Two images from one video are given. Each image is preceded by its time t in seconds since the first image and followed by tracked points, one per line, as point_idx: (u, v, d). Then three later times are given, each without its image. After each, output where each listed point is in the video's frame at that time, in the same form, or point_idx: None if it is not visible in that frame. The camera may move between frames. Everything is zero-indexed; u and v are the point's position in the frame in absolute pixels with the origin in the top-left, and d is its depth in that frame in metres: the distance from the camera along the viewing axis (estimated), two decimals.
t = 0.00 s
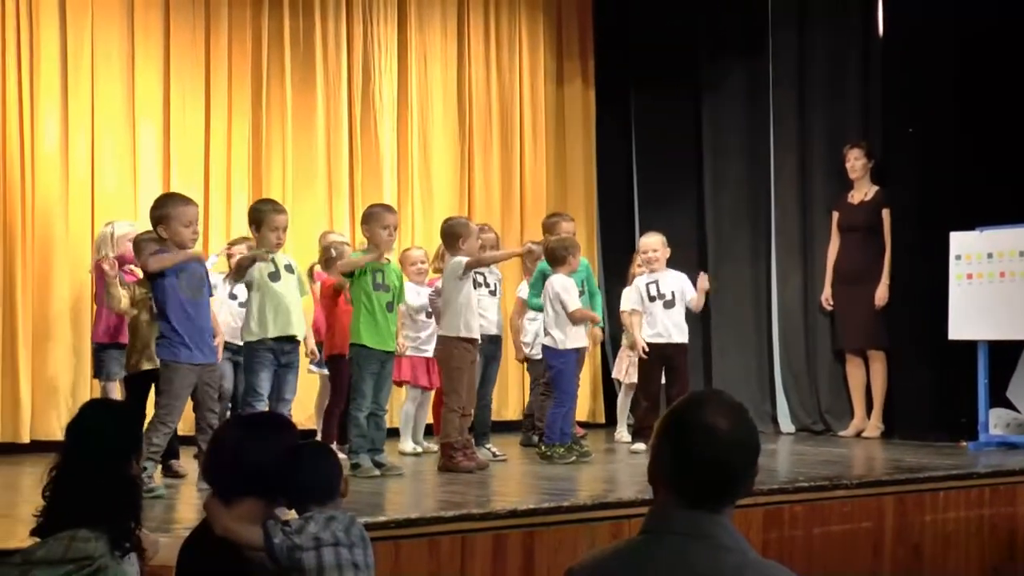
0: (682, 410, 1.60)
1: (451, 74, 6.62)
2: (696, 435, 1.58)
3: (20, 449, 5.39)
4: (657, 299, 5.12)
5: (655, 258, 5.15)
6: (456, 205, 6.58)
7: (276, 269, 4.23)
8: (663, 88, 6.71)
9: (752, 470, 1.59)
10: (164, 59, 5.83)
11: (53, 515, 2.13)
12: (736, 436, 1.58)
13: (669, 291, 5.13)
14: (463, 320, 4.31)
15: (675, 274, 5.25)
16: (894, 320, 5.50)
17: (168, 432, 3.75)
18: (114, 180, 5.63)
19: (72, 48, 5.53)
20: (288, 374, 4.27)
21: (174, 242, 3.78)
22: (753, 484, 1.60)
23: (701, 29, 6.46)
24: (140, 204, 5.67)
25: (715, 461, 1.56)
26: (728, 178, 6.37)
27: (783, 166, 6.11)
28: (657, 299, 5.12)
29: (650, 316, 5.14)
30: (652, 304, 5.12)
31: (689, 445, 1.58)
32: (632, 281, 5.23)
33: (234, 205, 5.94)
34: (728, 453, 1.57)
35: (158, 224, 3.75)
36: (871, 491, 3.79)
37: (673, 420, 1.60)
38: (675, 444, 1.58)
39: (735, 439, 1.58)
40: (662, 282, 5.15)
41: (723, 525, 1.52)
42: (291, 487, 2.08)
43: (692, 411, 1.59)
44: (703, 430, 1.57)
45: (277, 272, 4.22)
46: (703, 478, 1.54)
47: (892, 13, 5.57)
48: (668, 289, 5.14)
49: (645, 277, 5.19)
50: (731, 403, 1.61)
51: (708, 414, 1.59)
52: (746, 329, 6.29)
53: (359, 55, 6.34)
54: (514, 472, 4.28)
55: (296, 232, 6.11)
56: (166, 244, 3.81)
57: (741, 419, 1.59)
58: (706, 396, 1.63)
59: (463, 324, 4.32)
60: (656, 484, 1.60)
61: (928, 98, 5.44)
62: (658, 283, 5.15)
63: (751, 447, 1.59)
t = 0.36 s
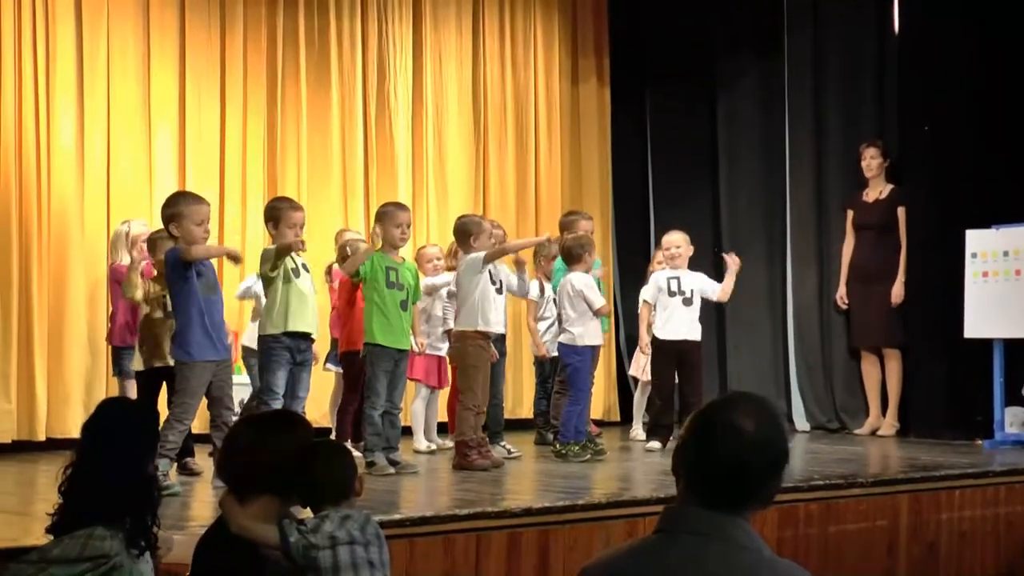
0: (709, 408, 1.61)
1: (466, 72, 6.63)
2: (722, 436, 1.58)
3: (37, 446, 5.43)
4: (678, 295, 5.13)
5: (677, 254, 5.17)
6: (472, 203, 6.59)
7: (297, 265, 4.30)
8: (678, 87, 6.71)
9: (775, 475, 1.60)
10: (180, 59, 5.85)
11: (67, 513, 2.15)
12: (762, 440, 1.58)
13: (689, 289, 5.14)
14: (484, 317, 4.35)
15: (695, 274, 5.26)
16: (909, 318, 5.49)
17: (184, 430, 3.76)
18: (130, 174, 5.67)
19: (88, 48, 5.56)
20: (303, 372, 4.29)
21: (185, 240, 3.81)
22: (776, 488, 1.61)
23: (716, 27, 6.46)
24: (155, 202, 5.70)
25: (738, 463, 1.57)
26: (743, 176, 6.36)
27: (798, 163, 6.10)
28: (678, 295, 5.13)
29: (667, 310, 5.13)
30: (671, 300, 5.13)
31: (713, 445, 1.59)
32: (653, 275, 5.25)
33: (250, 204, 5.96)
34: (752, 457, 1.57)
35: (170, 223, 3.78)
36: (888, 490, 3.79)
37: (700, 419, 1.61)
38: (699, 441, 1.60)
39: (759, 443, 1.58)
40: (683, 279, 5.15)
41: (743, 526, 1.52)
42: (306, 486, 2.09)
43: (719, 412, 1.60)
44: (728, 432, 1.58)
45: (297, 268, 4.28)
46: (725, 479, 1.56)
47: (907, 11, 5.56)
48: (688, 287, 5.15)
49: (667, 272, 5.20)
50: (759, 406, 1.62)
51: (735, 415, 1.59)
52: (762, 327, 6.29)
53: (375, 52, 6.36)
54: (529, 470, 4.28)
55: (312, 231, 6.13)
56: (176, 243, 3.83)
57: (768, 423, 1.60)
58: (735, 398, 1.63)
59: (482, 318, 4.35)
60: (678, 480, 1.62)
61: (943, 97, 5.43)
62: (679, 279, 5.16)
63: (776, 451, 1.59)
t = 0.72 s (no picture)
0: (697, 401, 1.61)
1: (464, 65, 6.63)
2: (708, 426, 1.58)
3: (34, 442, 5.43)
4: (678, 289, 5.12)
5: (673, 250, 5.19)
6: (470, 197, 6.60)
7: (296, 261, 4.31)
8: (676, 82, 6.71)
9: (763, 467, 1.60)
10: (177, 54, 5.85)
11: (63, 508, 2.15)
12: (748, 432, 1.58)
13: (688, 283, 5.12)
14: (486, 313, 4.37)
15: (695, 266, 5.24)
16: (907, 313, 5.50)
17: (181, 425, 3.75)
18: (127, 172, 5.66)
19: (85, 43, 5.56)
20: (301, 367, 4.30)
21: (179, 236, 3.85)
22: (764, 481, 1.61)
23: (714, 23, 6.46)
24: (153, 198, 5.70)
25: (724, 454, 1.57)
26: (740, 171, 6.37)
27: (796, 158, 6.11)
28: (677, 290, 5.12)
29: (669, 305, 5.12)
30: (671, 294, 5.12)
31: (701, 436, 1.59)
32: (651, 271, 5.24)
33: (247, 199, 5.96)
34: (740, 448, 1.57)
35: (162, 218, 3.82)
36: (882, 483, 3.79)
37: (688, 410, 1.61)
38: (687, 433, 1.60)
39: (747, 435, 1.58)
40: (683, 272, 5.14)
41: (732, 517, 1.52)
42: (306, 480, 2.10)
43: (706, 403, 1.60)
44: (715, 423, 1.58)
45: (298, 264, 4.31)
46: (712, 471, 1.56)
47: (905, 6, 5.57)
48: (688, 280, 5.13)
49: (664, 267, 5.20)
50: (747, 398, 1.62)
51: (722, 406, 1.59)
52: (760, 322, 6.29)
53: (372, 46, 6.35)
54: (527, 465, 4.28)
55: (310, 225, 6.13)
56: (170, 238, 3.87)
57: (756, 415, 1.60)
58: (723, 390, 1.63)
59: (483, 314, 4.37)
60: (667, 472, 1.62)
61: (941, 91, 5.43)
62: (678, 274, 5.14)
63: (763, 443, 1.60)
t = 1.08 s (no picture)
0: (691, 398, 1.61)
1: (454, 60, 6.61)
2: (704, 423, 1.58)
3: (24, 436, 5.41)
4: (655, 286, 5.15)
5: (657, 250, 5.16)
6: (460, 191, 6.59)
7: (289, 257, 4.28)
8: (666, 76, 6.70)
9: (758, 462, 1.59)
10: (167, 50, 5.82)
11: (57, 503, 2.15)
12: (743, 427, 1.58)
13: (666, 280, 5.16)
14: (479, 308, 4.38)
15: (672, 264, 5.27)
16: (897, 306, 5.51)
17: (172, 421, 3.73)
18: (118, 167, 5.64)
19: (74, 37, 5.53)
20: (292, 363, 4.35)
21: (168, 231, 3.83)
22: (759, 476, 1.60)
23: (704, 17, 6.46)
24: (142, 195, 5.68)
25: (721, 450, 1.56)
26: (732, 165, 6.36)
27: (786, 152, 6.12)
28: (655, 286, 5.15)
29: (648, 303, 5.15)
30: (648, 291, 5.14)
31: (696, 432, 1.58)
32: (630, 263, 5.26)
33: (237, 194, 5.93)
34: (735, 444, 1.57)
35: (151, 214, 3.80)
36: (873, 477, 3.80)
37: (681, 408, 1.61)
38: (682, 430, 1.59)
39: (742, 429, 1.58)
40: (661, 270, 5.17)
41: (727, 512, 1.52)
42: (294, 476, 2.10)
43: (701, 399, 1.60)
44: (710, 419, 1.58)
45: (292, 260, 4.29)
46: (709, 468, 1.55)
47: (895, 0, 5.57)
48: (665, 278, 5.17)
49: (644, 262, 5.21)
50: (741, 392, 1.62)
51: (717, 402, 1.59)
52: (750, 316, 6.30)
53: (362, 41, 6.34)
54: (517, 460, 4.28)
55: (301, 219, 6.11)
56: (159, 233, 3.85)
57: (751, 410, 1.60)
58: (716, 384, 1.63)
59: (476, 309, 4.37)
60: (662, 471, 1.62)
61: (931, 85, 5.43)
62: (657, 271, 5.17)
63: (758, 440, 1.59)
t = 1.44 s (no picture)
0: (695, 397, 1.60)
1: (450, 58, 6.60)
2: (707, 424, 1.57)
3: (18, 434, 5.39)
4: (644, 282, 5.18)
5: (656, 248, 5.21)
6: (456, 188, 6.58)
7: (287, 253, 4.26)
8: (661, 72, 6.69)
9: (760, 464, 1.58)
10: (162, 48, 5.80)
11: (50, 501, 2.16)
12: (746, 430, 1.57)
13: (656, 278, 5.18)
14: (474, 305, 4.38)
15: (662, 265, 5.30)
16: (893, 303, 5.51)
17: (167, 418, 3.76)
18: (113, 166, 5.63)
19: (69, 36, 5.51)
20: (289, 359, 4.30)
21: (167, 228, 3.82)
22: (761, 477, 1.60)
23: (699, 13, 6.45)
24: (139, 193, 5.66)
25: (722, 452, 1.55)
26: (728, 162, 6.36)
27: (782, 149, 6.11)
28: (643, 282, 5.17)
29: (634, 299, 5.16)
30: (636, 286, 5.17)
31: (699, 433, 1.58)
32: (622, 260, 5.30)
33: (232, 191, 5.92)
34: (737, 447, 1.56)
35: (149, 211, 3.79)
36: (870, 475, 3.79)
37: (685, 408, 1.60)
38: (686, 430, 1.59)
39: (744, 432, 1.57)
40: (651, 268, 5.21)
41: (727, 512, 1.51)
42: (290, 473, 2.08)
43: (705, 400, 1.59)
44: (714, 420, 1.57)
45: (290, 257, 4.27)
46: (709, 469, 1.55)
47: None
48: (655, 276, 5.19)
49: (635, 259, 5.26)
50: (745, 394, 1.60)
51: (721, 403, 1.58)
52: (745, 313, 6.30)
53: (357, 39, 6.32)
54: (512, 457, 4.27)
55: (296, 215, 6.10)
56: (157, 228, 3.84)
57: (754, 412, 1.58)
58: (719, 384, 1.62)
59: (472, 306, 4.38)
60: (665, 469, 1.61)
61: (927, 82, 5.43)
62: (647, 268, 5.21)
63: (761, 442, 1.58)
